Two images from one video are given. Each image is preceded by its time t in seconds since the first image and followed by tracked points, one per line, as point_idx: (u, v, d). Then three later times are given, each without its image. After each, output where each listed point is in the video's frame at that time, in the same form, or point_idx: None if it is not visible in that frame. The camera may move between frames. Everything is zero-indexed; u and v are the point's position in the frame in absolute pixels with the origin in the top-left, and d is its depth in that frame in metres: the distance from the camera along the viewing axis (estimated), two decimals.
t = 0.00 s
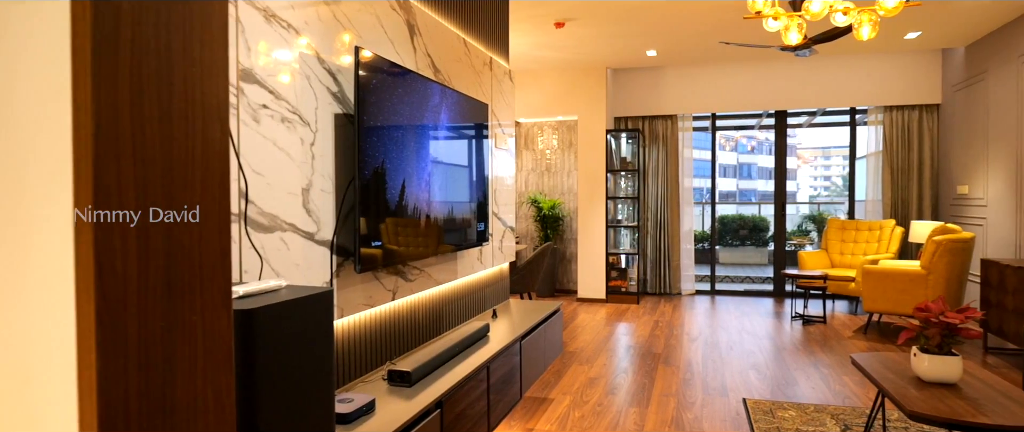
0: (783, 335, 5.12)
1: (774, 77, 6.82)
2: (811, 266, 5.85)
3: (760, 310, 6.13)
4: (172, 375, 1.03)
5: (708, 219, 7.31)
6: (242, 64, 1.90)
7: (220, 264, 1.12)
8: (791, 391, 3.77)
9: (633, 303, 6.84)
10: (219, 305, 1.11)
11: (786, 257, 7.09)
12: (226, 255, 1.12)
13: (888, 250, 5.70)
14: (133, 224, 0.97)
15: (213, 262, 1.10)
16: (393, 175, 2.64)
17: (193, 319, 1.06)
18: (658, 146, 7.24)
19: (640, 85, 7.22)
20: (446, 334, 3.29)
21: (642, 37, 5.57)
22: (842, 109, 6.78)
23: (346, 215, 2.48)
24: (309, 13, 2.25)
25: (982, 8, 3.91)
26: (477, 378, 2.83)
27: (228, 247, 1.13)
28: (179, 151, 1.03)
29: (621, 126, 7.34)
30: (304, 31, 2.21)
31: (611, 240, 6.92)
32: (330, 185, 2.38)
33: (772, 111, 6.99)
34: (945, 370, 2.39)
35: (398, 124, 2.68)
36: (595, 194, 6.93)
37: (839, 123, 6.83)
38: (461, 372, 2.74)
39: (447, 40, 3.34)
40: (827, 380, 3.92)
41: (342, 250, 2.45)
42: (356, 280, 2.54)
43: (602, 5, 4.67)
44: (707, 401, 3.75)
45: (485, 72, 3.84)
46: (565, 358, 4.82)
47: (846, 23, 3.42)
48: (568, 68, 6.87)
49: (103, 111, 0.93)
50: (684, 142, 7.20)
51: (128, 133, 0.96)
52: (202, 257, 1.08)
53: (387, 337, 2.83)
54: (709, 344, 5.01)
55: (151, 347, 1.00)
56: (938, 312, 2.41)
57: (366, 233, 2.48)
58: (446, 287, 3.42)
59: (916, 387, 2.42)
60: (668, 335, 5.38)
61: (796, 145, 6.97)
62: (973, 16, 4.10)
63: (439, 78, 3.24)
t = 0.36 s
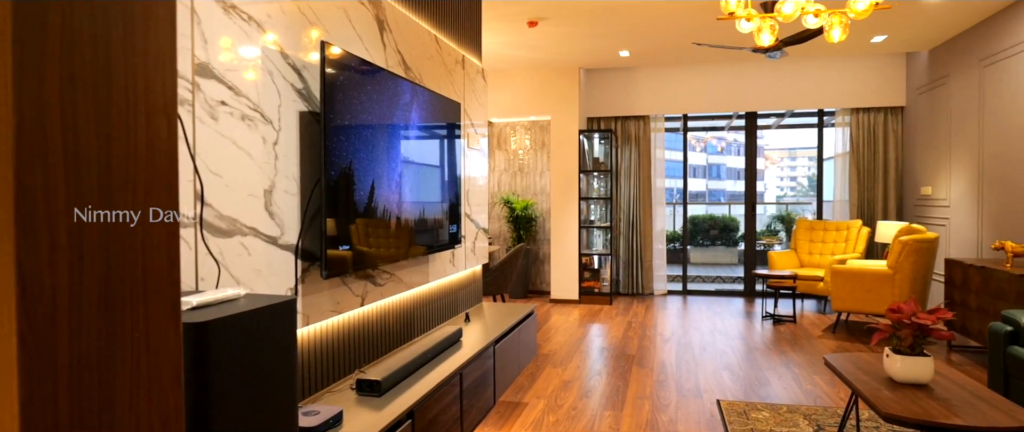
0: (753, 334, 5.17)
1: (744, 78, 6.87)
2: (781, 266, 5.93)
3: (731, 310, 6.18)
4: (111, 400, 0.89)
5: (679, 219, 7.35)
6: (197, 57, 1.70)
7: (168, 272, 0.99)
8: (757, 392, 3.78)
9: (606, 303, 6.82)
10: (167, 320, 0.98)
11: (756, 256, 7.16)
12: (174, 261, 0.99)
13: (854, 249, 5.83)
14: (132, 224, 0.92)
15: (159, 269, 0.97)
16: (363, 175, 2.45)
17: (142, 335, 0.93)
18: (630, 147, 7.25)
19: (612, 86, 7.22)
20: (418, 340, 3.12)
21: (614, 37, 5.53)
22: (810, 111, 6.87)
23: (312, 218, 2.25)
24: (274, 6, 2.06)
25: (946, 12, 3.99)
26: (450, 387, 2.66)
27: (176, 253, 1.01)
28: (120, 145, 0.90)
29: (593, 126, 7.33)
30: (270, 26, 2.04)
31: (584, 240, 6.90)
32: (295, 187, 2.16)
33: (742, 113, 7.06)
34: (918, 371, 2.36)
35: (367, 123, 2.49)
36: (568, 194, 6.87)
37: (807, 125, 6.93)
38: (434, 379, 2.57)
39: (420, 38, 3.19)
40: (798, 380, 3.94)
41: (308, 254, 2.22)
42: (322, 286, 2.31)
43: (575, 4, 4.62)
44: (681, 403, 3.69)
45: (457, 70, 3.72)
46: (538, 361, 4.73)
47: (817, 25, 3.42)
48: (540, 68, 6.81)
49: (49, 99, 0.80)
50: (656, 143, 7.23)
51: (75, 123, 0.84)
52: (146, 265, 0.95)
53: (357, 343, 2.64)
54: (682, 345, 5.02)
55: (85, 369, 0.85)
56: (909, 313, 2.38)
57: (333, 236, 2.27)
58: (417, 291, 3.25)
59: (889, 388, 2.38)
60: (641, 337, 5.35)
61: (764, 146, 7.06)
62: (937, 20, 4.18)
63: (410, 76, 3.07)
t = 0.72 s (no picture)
0: (727, 334, 5.20)
1: (718, 79, 6.92)
2: (754, 266, 6.00)
3: (705, 310, 6.22)
4: None
5: (653, 219, 7.37)
6: (155, 51, 1.58)
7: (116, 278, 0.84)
8: (725, 393, 3.76)
9: (581, 305, 6.79)
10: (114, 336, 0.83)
11: (729, 256, 7.21)
12: (123, 264, 0.85)
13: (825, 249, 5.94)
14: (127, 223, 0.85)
15: (106, 275, 0.82)
16: (334, 176, 2.34)
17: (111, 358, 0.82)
18: (605, 147, 7.24)
19: (587, 86, 7.21)
20: (393, 346, 3.00)
21: (589, 37, 5.50)
22: (781, 113, 6.95)
23: (280, 222, 2.13)
24: None
25: (915, 16, 4.07)
26: (425, 396, 2.55)
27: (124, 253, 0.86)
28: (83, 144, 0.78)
29: (568, 127, 7.30)
30: (237, 21, 1.93)
31: (559, 241, 6.88)
32: (262, 189, 2.04)
33: (715, 114, 7.10)
34: (896, 374, 2.33)
35: (339, 122, 2.38)
36: (542, 195, 6.82)
37: (779, 126, 7.00)
38: (408, 389, 2.45)
39: (394, 34, 3.07)
40: (772, 381, 3.92)
41: (276, 259, 2.10)
42: (292, 294, 2.20)
43: (551, 3, 4.56)
44: (659, 406, 3.63)
45: (433, 69, 3.61)
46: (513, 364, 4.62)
47: (792, 27, 3.42)
48: (515, 67, 6.74)
49: (7, 86, 0.69)
50: (631, 144, 7.24)
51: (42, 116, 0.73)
52: (90, 271, 0.80)
53: (327, 352, 2.51)
54: (657, 346, 5.01)
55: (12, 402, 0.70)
56: (887, 314, 2.34)
57: (303, 241, 2.15)
58: (391, 296, 3.13)
59: (867, 390, 2.34)
60: (617, 338, 5.32)
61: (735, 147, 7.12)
62: (906, 24, 4.25)
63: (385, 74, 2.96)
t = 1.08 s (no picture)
0: (703, 334, 5.20)
1: (693, 80, 6.97)
2: (728, 266, 6.06)
3: (681, 310, 6.24)
4: None
5: (628, 219, 7.38)
6: (110, 40, 1.47)
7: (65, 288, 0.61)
8: (701, 395, 3.69)
9: (557, 305, 6.75)
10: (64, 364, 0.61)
11: (704, 256, 7.24)
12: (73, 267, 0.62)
13: (798, 249, 6.03)
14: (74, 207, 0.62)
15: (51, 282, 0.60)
16: (306, 175, 2.24)
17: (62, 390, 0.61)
18: (581, 147, 7.22)
19: (563, 86, 7.18)
20: (369, 351, 2.90)
21: (566, 36, 5.46)
22: (754, 114, 7.02)
23: (249, 223, 2.02)
24: None
25: (886, 20, 4.14)
26: (402, 402, 2.45)
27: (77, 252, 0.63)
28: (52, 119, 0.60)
29: (544, 126, 7.26)
30: (205, 15, 1.82)
31: (535, 241, 6.83)
32: (229, 189, 1.92)
33: (690, 115, 7.13)
34: (875, 374, 2.32)
35: (311, 119, 2.27)
36: (518, 195, 6.75)
37: (752, 127, 7.07)
38: (384, 395, 2.36)
39: (368, 28, 2.94)
40: (749, 381, 3.87)
41: (244, 263, 1.99)
42: (261, 299, 2.09)
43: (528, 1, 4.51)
44: (638, 408, 3.57)
45: (409, 65, 3.46)
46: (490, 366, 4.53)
47: (769, 28, 3.43)
48: (490, 65, 6.67)
49: None
50: (606, 144, 7.23)
51: None
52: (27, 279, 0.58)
53: (299, 358, 2.40)
54: (633, 346, 4.97)
55: None
56: (865, 315, 2.32)
57: (272, 243, 2.04)
58: (365, 299, 3.02)
59: (847, 390, 2.33)
60: (594, 339, 5.28)
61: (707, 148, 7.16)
62: (877, 27, 4.32)
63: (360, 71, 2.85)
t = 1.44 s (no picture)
0: (678, 334, 5.20)
1: (667, 80, 7.00)
2: (702, 265, 6.09)
3: (655, 310, 6.26)
4: None
5: (602, 219, 7.37)
6: (57, 25, 1.35)
7: None
8: (677, 395, 3.64)
9: (532, 305, 6.70)
10: None
11: (678, 255, 7.26)
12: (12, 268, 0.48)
13: (770, 248, 6.10)
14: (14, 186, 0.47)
15: None
16: (273, 174, 2.11)
17: None
18: (556, 147, 7.19)
19: (538, 85, 7.14)
20: (342, 355, 2.79)
21: (541, 34, 5.43)
22: (727, 115, 7.09)
23: (213, 222, 1.89)
24: None
25: (856, 22, 4.22)
26: (375, 409, 2.35)
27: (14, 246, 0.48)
28: None
29: (519, 126, 7.19)
30: (169, 7, 1.71)
31: (510, 242, 6.77)
32: (191, 187, 1.79)
33: (663, 115, 7.16)
34: (853, 373, 2.30)
35: (280, 114, 2.15)
36: (492, 194, 6.68)
37: (725, 128, 7.14)
38: (356, 402, 2.25)
39: (341, 21, 2.83)
40: (725, 380, 3.83)
41: (206, 265, 1.85)
42: (225, 303, 1.97)
43: None
44: (615, 409, 3.52)
45: (383, 60, 3.34)
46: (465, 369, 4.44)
47: (745, 28, 3.44)
48: (464, 63, 6.58)
49: None
50: (581, 143, 7.21)
51: None
52: None
53: (266, 364, 2.28)
54: (608, 346, 4.92)
55: None
56: (843, 314, 2.30)
57: (237, 244, 1.91)
58: (337, 301, 2.91)
59: (824, 390, 2.30)
60: (570, 339, 5.22)
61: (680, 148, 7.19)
62: (847, 29, 4.40)
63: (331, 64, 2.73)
